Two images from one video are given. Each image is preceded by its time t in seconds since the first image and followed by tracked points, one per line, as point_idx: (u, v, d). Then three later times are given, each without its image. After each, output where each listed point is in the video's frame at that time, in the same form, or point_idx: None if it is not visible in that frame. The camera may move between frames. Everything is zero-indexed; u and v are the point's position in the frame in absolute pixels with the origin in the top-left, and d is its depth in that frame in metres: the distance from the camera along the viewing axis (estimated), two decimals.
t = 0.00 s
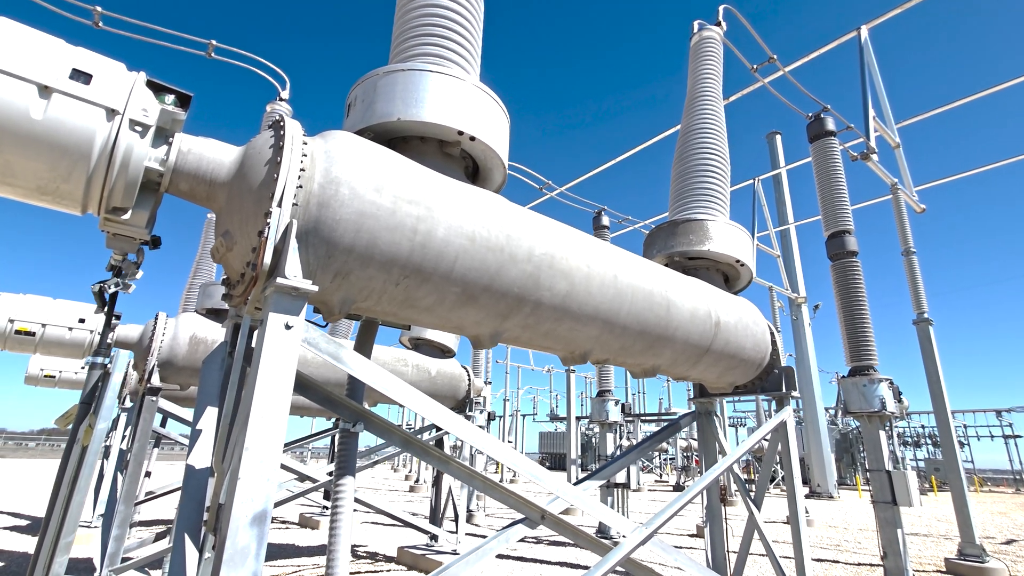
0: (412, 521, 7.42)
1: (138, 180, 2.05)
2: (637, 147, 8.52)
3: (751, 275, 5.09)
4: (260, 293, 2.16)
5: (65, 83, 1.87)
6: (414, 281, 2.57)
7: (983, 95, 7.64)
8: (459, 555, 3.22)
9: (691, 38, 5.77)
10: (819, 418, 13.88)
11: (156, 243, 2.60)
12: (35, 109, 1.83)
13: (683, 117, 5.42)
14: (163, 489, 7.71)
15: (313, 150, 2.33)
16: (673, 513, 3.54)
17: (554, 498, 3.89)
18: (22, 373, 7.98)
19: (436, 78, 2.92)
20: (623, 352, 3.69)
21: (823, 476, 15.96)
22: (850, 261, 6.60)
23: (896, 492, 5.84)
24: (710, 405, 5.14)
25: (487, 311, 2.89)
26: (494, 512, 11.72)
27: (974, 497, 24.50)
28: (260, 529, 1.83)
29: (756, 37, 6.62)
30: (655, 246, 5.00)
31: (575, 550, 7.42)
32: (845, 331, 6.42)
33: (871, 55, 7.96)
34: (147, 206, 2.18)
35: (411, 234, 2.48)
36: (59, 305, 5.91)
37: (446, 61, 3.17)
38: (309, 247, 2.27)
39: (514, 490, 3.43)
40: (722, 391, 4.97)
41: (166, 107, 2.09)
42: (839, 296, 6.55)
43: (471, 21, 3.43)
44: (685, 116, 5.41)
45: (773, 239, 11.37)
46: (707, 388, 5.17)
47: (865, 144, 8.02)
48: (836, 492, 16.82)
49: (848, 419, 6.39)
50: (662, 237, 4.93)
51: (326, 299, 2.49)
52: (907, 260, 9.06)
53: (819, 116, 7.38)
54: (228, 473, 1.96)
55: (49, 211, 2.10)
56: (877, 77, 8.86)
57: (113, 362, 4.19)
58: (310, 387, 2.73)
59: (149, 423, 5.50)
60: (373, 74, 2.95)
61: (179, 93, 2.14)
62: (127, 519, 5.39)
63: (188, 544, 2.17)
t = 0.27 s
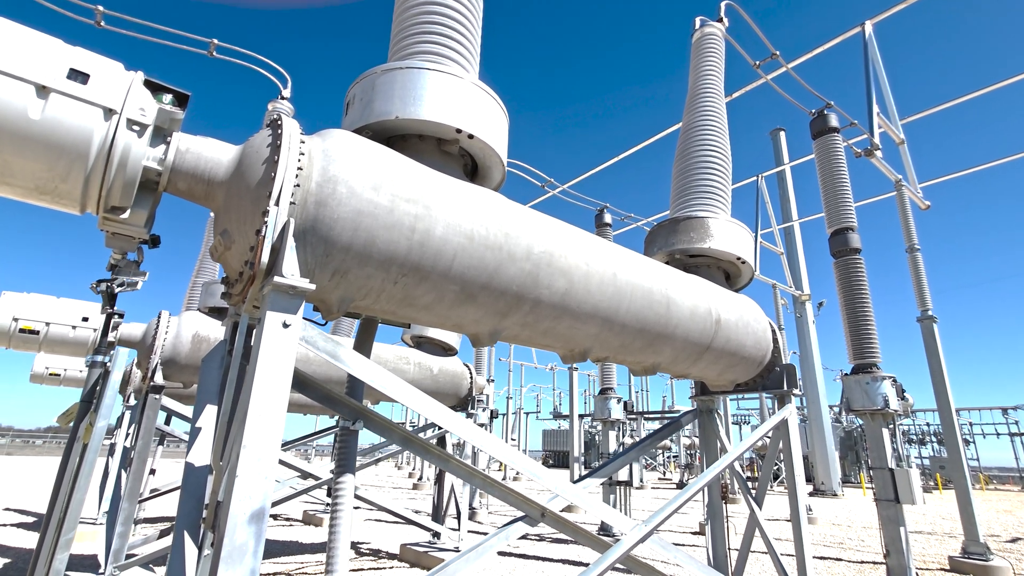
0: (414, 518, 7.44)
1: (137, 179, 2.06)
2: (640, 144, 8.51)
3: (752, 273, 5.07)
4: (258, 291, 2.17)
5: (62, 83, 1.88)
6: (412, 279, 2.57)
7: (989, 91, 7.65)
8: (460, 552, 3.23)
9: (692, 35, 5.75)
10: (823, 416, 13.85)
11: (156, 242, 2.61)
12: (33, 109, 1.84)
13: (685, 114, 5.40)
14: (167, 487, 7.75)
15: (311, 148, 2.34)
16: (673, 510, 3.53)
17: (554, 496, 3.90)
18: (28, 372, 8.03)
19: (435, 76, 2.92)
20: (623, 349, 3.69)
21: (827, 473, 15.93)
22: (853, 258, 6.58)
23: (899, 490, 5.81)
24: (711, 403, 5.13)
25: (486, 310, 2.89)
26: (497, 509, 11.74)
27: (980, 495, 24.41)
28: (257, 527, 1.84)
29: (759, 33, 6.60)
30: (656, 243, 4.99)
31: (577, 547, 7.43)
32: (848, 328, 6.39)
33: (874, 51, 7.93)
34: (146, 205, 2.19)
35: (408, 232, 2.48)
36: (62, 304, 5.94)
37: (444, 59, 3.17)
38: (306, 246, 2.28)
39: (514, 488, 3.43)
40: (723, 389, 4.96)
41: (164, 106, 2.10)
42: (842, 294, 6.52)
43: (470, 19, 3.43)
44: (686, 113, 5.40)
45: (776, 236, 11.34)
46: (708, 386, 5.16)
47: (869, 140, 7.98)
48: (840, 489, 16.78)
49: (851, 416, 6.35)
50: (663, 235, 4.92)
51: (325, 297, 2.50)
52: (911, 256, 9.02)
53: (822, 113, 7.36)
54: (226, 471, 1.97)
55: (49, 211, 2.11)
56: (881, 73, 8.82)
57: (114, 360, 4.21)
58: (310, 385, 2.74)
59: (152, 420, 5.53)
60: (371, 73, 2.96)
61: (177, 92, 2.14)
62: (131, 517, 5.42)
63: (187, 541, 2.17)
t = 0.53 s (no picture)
0: (419, 518, 7.46)
1: (141, 181, 2.07)
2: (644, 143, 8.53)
3: (757, 272, 5.06)
4: (261, 292, 2.18)
5: (67, 86, 1.90)
6: (414, 280, 2.58)
7: (995, 88, 7.62)
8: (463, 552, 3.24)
9: (695, 33, 5.74)
10: (830, 415, 13.78)
11: (160, 244, 2.63)
12: (38, 112, 1.85)
13: (688, 113, 5.39)
14: (174, 487, 7.81)
15: (313, 150, 2.35)
16: (677, 510, 3.53)
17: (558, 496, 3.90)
18: (36, 373, 8.11)
19: (436, 77, 2.93)
20: (627, 349, 3.68)
21: (834, 473, 15.85)
22: (859, 256, 6.55)
23: (906, 490, 5.77)
24: (716, 403, 5.11)
25: (488, 310, 2.90)
26: (502, 509, 11.75)
27: (989, 495, 24.21)
28: (261, 526, 1.85)
29: (763, 32, 6.58)
30: (659, 243, 4.99)
31: (582, 548, 7.43)
32: (854, 328, 6.36)
33: (880, 48, 7.89)
34: (150, 207, 2.21)
35: (411, 233, 2.49)
36: (70, 305, 5.99)
37: (446, 60, 3.18)
38: (309, 247, 2.29)
39: (517, 487, 3.43)
40: (728, 388, 4.95)
41: (168, 109, 2.12)
42: (848, 292, 6.49)
43: (472, 20, 3.44)
44: (689, 112, 5.39)
45: (782, 235, 11.31)
46: (712, 385, 5.15)
47: (875, 138, 7.95)
48: (847, 489, 16.69)
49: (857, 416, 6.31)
50: (666, 235, 4.92)
51: (327, 298, 2.51)
52: (918, 255, 8.97)
53: (827, 111, 7.33)
54: (230, 471, 1.98)
55: (54, 213, 2.13)
56: (887, 70, 8.78)
57: (119, 361, 4.22)
58: (313, 385, 2.75)
59: (159, 421, 5.57)
60: (373, 74, 2.97)
61: (180, 95, 2.16)
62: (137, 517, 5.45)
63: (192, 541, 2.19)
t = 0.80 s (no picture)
0: (427, 521, 7.47)
1: (151, 188, 2.11)
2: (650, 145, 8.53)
3: (763, 273, 5.05)
4: (269, 296, 2.21)
5: (79, 95, 1.94)
6: (420, 283, 2.60)
7: (1005, 86, 7.56)
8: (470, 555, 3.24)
9: (701, 35, 5.74)
10: (840, 418, 13.67)
11: (170, 249, 2.67)
12: (51, 121, 1.89)
13: (693, 115, 5.40)
14: (184, 490, 7.87)
15: (320, 155, 2.38)
16: (684, 513, 3.52)
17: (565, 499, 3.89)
18: (49, 377, 8.21)
19: (441, 81, 2.95)
20: (633, 351, 3.68)
21: (845, 476, 15.70)
22: (867, 257, 6.51)
23: (917, 493, 5.72)
24: (723, 405, 5.10)
25: (494, 312, 2.91)
26: (510, 513, 11.74)
27: (1004, 499, 23.87)
28: (269, 528, 1.87)
29: (768, 33, 6.57)
30: (665, 245, 4.99)
31: (590, 551, 7.40)
32: (864, 329, 6.32)
33: (887, 48, 7.85)
34: (160, 213, 2.24)
35: (416, 236, 2.52)
36: (82, 310, 6.06)
37: (451, 65, 3.21)
38: (316, 251, 2.32)
39: (524, 490, 3.44)
40: (735, 390, 4.93)
41: (177, 116, 2.15)
42: (857, 293, 6.45)
43: (477, 25, 3.47)
44: (695, 114, 5.39)
45: (790, 236, 11.26)
46: (720, 388, 5.13)
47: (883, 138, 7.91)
48: (858, 493, 16.53)
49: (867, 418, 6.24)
50: (672, 236, 4.92)
51: (334, 302, 2.54)
52: (928, 255, 8.91)
53: (834, 111, 7.30)
54: (239, 473, 2.01)
55: (67, 219, 2.17)
56: (895, 70, 8.74)
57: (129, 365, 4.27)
58: (320, 388, 2.78)
59: (169, 424, 5.62)
60: (379, 80, 3.00)
61: (189, 102, 2.20)
62: (148, 519, 5.49)
63: (202, 542, 2.21)
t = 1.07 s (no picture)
0: (433, 524, 7.48)
1: (159, 193, 2.14)
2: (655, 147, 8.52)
3: (769, 274, 5.03)
4: (275, 298, 2.23)
5: (89, 102, 1.97)
6: (425, 285, 2.62)
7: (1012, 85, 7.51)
8: (476, 557, 3.25)
9: (704, 36, 5.74)
10: (849, 419, 13.57)
11: (178, 253, 2.70)
12: (62, 128, 1.92)
13: (698, 115, 5.39)
14: (192, 493, 7.92)
15: (325, 159, 2.40)
16: (691, 514, 3.51)
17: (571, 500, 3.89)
18: (60, 381, 8.30)
19: (445, 85, 2.97)
20: (638, 352, 3.69)
21: (854, 478, 15.58)
22: (875, 257, 6.48)
23: (927, 494, 5.69)
24: (730, 406, 5.08)
25: (499, 314, 2.93)
26: (517, 515, 11.73)
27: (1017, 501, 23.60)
28: (277, 528, 1.89)
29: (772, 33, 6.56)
30: (670, 246, 4.99)
31: (597, 553, 7.39)
32: (871, 329, 6.29)
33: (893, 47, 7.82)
34: (168, 217, 2.27)
35: (421, 239, 2.53)
36: (92, 314, 6.12)
37: (455, 68, 3.23)
38: (321, 254, 2.34)
39: (530, 491, 3.44)
40: (741, 391, 4.92)
41: (185, 122, 2.18)
42: (864, 293, 6.42)
43: (480, 28, 3.49)
44: (699, 114, 5.39)
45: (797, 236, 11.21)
46: (726, 388, 5.12)
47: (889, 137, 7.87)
48: (868, 495, 16.40)
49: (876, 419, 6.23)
50: (676, 237, 4.91)
51: (340, 304, 2.56)
52: (937, 254, 8.85)
53: (839, 111, 7.28)
54: (246, 474, 2.02)
55: (77, 224, 2.21)
56: (901, 68, 8.70)
57: (138, 368, 4.30)
58: (326, 390, 2.80)
59: (178, 427, 5.66)
60: (383, 84, 3.02)
61: (197, 108, 2.23)
62: (157, 522, 5.53)
63: (210, 543, 2.23)
